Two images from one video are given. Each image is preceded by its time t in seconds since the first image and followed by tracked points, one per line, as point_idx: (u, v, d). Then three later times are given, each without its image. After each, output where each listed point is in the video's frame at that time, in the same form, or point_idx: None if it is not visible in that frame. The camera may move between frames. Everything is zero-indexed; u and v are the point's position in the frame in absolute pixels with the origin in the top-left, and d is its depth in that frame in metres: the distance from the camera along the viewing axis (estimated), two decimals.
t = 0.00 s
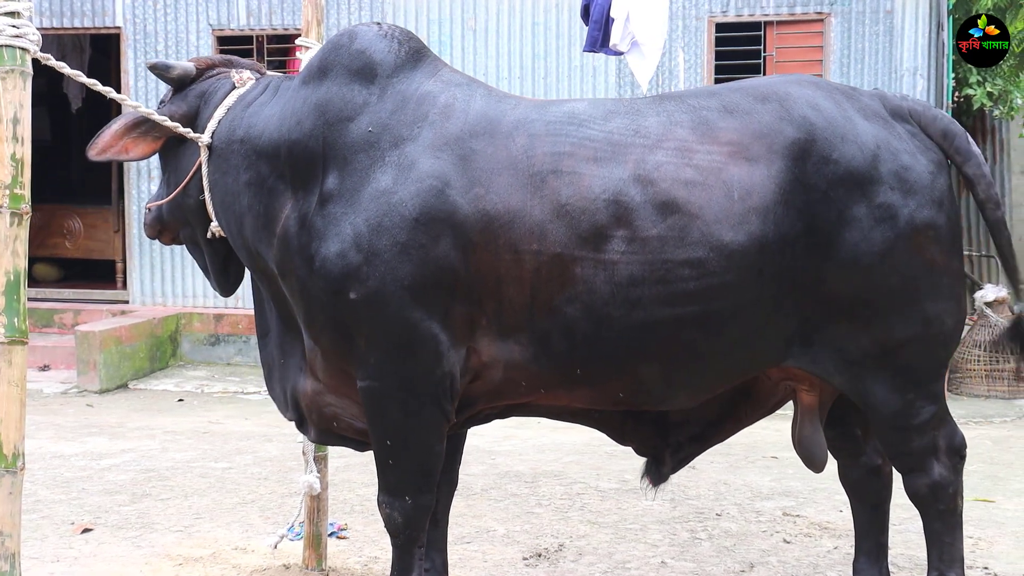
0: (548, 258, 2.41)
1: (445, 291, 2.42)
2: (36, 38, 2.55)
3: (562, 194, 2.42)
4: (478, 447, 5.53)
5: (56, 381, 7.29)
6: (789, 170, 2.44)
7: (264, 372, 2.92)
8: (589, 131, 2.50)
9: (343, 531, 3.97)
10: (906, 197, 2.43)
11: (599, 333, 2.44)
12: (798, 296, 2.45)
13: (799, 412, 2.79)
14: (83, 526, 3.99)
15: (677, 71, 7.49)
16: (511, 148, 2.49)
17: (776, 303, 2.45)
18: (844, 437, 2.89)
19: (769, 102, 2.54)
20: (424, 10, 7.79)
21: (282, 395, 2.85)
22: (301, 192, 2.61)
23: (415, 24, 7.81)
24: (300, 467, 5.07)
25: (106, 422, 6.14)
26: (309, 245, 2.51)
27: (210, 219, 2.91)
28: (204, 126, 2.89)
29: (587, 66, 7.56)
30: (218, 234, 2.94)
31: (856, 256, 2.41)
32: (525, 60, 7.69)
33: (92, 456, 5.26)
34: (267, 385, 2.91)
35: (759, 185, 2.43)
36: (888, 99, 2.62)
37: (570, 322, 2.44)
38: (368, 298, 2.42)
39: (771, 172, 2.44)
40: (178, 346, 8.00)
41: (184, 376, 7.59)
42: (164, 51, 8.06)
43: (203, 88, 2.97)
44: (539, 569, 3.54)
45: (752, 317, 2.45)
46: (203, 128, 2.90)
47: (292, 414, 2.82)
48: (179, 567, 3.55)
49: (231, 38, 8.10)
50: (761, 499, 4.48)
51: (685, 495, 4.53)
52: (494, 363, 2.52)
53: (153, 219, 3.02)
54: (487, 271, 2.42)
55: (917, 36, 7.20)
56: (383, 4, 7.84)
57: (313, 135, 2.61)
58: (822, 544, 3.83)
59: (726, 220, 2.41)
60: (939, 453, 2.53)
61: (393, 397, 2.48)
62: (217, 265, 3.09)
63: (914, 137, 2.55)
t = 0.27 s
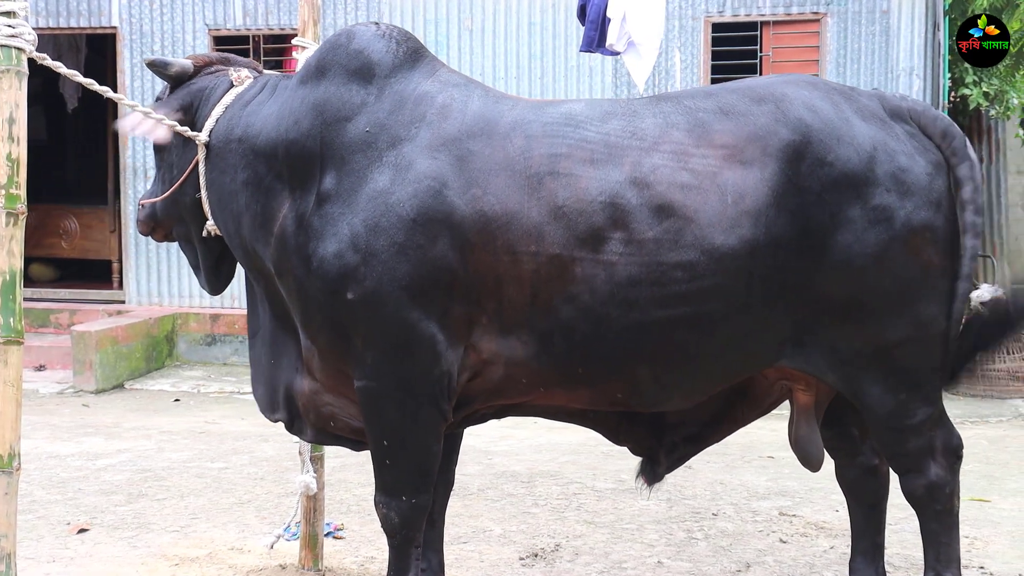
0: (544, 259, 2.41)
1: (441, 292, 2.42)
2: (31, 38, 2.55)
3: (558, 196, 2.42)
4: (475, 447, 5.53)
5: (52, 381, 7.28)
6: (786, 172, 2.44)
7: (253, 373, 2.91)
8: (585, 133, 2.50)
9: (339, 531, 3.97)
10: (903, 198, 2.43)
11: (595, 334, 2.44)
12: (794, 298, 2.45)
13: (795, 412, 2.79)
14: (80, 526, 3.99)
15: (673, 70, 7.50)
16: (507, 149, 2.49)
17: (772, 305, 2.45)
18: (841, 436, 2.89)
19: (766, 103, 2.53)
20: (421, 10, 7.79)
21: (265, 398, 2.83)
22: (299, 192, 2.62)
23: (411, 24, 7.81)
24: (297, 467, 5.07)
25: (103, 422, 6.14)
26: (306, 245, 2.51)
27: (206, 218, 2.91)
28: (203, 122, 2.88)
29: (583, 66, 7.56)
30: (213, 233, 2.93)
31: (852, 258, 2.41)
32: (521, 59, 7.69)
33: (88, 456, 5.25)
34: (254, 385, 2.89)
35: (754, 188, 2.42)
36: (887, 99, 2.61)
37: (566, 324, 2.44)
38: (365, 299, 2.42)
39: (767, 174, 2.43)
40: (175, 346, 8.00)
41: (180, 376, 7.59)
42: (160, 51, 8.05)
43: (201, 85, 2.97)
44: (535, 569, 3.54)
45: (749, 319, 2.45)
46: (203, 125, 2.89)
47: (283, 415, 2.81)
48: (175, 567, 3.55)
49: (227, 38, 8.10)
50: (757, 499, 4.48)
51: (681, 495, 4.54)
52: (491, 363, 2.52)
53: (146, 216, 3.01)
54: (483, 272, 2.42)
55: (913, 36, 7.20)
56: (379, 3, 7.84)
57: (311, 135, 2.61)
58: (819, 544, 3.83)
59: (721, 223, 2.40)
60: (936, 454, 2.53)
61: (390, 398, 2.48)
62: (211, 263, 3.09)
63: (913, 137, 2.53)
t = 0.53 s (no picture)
0: (535, 261, 2.41)
1: (433, 293, 2.42)
2: (22, 38, 2.54)
3: (549, 198, 2.42)
4: (467, 447, 5.53)
5: (44, 381, 7.27)
6: (778, 174, 2.44)
7: (253, 374, 2.91)
8: (576, 134, 2.50)
9: (331, 531, 3.97)
10: (894, 199, 2.43)
11: (587, 336, 2.45)
12: (786, 299, 2.45)
13: (786, 411, 2.79)
14: (71, 527, 3.99)
15: (666, 70, 7.50)
16: (498, 150, 2.49)
17: (763, 306, 2.45)
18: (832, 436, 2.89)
19: (758, 104, 2.53)
20: (413, 10, 7.79)
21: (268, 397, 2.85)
22: (290, 193, 2.61)
23: (404, 24, 7.81)
24: (288, 467, 5.07)
25: (94, 422, 6.13)
26: (297, 246, 2.51)
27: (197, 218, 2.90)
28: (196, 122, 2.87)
29: (576, 66, 7.56)
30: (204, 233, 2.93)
31: (843, 259, 2.41)
32: (515, 59, 7.69)
33: (79, 456, 5.25)
34: (256, 386, 2.90)
35: (746, 190, 2.42)
36: (879, 100, 2.61)
37: (557, 325, 2.44)
38: (357, 301, 2.42)
39: (758, 176, 2.43)
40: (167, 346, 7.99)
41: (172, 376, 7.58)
42: (151, 51, 8.04)
43: (191, 84, 2.96)
44: (527, 569, 3.54)
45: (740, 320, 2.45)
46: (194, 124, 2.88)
47: (281, 414, 2.81)
48: (167, 567, 3.55)
49: (219, 38, 8.09)
50: (748, 499, 4.49)
51: (673, 495, 4.54)
52: (482, 364, 2.52)
53: (134, 217, 2.98)
54: (474, 274, 2.42)
55: (905, 36, 7.21)
56: (372, 3, 7.83)
57: (302, 136, 2.61)
58: (810, 543, 3.84)
59: (713, 225, 2.40)
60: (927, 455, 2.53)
61: (382, 399, 2.48)
62: (203, 266, 3.08)
63: (904, 138, 2.53)
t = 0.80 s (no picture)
0: (533, 262, 2.41)
1: (431, 294, 2.42)
2: (21, 37, 2.53)
3: (548, 198, 2.42)
4: (466, 447, 5.53)
5: (42, 381, 7.27)
6: (778, 175, 2.44)
7: (252, 374, 2.91)
8: (575, 135, 2.50)
9: (330, 531, 3.97)
10: (893, 200, 2.43)
11: (585, 337, 2.44)
12: (785, 300, 2.45)
13: (785, 411, 2.79)
14: (69, 526, 3.99)
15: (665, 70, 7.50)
16: (497, 150, 2.49)
17: (763, 307, 2.45)
18: (830, 435, 2.89)
19: (758, 105, 2.53)
20: (412, 10, 7.79)
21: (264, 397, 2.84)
22: (288, 193, 2.61)
23: (402, 24, 7.80)
24: (287, 467, 5.06)
25: (93, 422, 6.13)
26: (295, 247, 2.51)
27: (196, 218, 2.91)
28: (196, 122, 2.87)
29: (574, 66, 7.56)
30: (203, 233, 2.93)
31: (843, 260, 2.41)
32: (514, 59, 7.69)
33: (78, 456, 5.25)
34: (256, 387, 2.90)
35: (746, 192, 2.42)
36: (878, 100, 2.61)
37: (556, 326, 2.44)
38: (355, 301, 2.42)
39: (758, 178, 2.43)
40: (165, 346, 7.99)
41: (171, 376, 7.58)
42: (150, 51, 8.04)
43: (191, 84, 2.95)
44: (526, 569, 3.54)
45: (740, 321, 2.45)
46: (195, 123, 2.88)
47: (280, 414, 2.82)
48: (165, 567, 3.55)
49: (217, 37, 8.08)
50: (747, 499, 4.49)
51: (672, 495, 4.54)
52: (481, 365, 2.51)
53: (134, 216, 3.00)
54: (473, 275, 2.42)
55: (903, 36, 7.21)
56: (370, 3, 7.83)
57: (300, 136, 2.61)
58: (809, 543, 3.84)
59: (712, 226, 2.40)
60: (927, 456, 2.53)
61: (381, 399, 2.48)
62: (201, 265, 3.07)
63: (904, 139, 2.53)
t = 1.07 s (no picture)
0: (534, 263, 2.41)
1: (433, 294, 2.42)
2: (20, 37, 2.53)
3: (548, 200, 2.42)
4: (465, 447, 5.53)
5: (41, 381, 7.27)
6: (779, 177, 2.44)
7: (245, 375, 2.90)
8: (576, 136, 2.50)
9: (330, 531, 3.97)
10: (894, 201, 2.43)
11: (585, 337, 2.44)
12: (785, 302, 2.45)
13: (785, 412, 2.79)
14: (69, 526, 3.99)
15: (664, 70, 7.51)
16: (497, 151, 2.49)
17: (763, 309, 2.45)
18: (829, 434, 2.89)
19: (760, 107, 2.53)
20: (411, 10, 7.79)
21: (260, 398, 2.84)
22: (288, 194, 2.62)
23: (402, 24, 7.80)
24: (287, 467, 5.06)
25: (92, 422, 6.13)
26: (295, 247, 2.51)
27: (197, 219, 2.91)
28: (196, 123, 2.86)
29: (574, 66, 7.56)
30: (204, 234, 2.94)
31: (843, 261, 2.41)
32: (513, 59, 7.69)
33: (78, 456, 5.25)
34: (246, 388, 2.89)
35: (747, 193, 2.42)
36: (880, 101, 2.60)
37: (556, 326, 2.44)
38: (356, 302, 2.42)
39: (760, 179, 2.43)
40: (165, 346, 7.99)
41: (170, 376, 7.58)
42: (150, 51, 8.03)
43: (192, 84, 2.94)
44: (525, 569, 3.53)
45: (740, 322, 2.45)
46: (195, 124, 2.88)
47: (278, 416, 2.81)
48: (165, 567, 3.55)
49: (217, 37, 8.08)
50: (747, 499, 4.48)
51: (671, 495, 4.54)
52: (481, 366, 2.51)
53: (134, 216, 3.00)
54: (474, 276, 2.42)
55: (903, 36, 7.21)
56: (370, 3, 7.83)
57: (300, 137, 2.61)
58: (809, 543, 3.84)
59: (714, 227, 2.41)
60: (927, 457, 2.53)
61: (381, 399, 2.47)
62: (203, 264, 3.07)
63: (906, 141, 2.53)
